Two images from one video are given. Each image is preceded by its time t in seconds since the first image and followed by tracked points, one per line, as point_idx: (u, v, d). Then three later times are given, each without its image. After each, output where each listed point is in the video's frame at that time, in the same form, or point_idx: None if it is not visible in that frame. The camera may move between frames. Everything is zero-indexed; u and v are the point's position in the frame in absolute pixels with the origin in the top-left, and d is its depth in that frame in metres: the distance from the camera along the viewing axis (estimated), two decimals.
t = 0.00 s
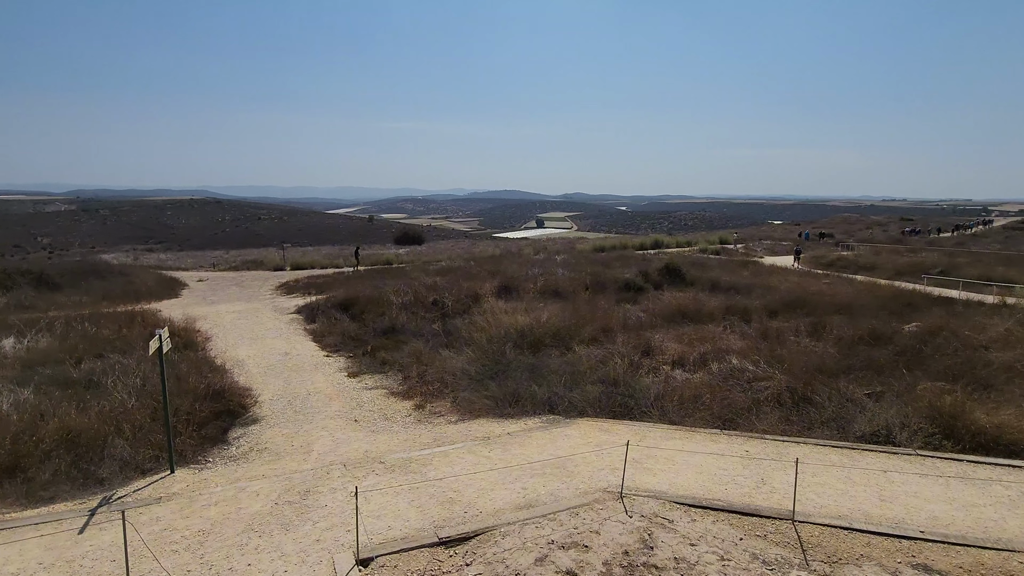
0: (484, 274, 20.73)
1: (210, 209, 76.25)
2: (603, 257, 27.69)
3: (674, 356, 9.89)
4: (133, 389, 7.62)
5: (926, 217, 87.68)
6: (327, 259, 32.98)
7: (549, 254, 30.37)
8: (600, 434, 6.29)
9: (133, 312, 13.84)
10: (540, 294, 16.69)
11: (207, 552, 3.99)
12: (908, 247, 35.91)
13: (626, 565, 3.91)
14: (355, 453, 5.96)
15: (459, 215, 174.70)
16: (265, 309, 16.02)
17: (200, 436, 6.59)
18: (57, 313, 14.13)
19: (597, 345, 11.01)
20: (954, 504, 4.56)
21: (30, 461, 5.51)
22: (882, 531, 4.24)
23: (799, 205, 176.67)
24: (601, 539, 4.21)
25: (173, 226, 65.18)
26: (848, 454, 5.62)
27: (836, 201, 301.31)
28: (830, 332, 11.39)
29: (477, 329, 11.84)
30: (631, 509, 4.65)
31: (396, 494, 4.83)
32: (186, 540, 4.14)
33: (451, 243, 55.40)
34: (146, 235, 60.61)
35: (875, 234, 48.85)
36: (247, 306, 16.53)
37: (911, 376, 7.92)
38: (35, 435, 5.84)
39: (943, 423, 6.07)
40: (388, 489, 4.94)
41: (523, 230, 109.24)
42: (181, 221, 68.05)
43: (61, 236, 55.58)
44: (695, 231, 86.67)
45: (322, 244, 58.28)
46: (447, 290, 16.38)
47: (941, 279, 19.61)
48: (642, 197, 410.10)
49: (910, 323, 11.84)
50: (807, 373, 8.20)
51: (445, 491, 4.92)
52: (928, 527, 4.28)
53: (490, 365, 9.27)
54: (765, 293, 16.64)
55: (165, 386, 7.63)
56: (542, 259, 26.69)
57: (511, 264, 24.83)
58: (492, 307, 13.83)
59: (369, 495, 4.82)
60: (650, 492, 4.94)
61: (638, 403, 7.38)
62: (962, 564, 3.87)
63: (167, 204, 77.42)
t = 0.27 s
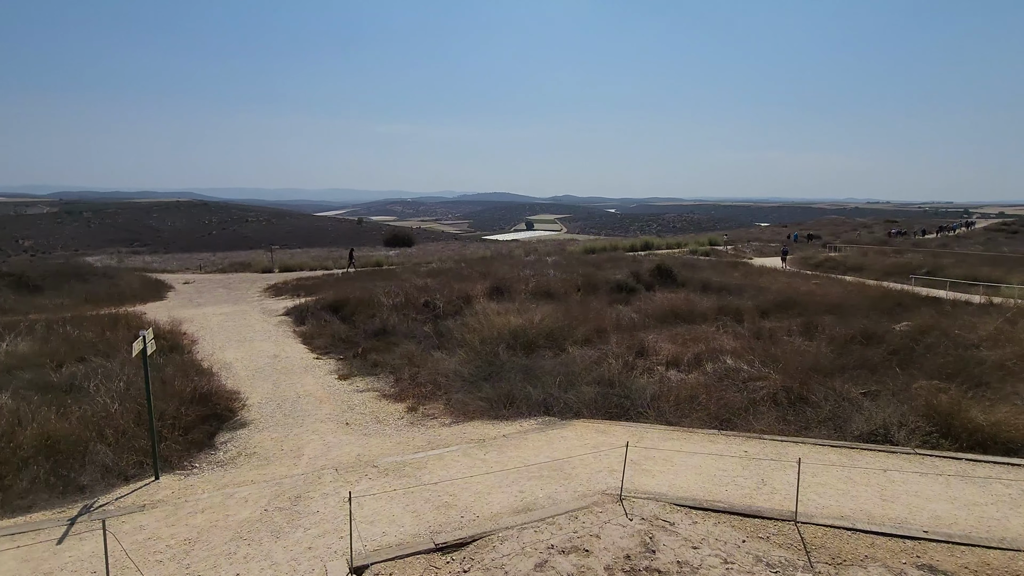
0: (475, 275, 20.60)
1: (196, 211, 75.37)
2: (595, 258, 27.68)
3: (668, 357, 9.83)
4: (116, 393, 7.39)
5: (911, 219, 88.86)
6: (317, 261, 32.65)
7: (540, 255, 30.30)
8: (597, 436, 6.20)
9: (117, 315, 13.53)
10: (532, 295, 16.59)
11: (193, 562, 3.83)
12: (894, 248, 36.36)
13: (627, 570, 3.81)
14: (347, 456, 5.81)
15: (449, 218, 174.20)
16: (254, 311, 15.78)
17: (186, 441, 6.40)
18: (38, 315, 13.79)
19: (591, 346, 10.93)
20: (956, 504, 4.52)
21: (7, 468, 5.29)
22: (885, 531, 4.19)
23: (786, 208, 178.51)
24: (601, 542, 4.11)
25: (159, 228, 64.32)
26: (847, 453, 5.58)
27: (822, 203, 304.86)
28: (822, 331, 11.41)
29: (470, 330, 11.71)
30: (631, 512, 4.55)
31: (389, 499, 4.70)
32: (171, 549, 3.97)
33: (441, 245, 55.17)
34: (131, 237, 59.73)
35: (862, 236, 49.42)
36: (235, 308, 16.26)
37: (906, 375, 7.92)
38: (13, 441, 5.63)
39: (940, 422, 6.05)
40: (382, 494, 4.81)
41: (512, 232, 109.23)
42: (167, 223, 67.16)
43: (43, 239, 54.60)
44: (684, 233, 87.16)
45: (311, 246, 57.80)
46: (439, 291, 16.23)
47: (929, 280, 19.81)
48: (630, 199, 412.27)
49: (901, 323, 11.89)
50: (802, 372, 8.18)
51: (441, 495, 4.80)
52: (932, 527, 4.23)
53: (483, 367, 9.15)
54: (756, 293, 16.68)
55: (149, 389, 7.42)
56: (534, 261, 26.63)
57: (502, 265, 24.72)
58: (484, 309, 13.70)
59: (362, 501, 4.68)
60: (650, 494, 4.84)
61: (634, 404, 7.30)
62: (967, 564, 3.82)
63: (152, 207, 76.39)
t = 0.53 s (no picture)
0: (468, 276, 20.51)
1: (185, 213, 74.56)
2: (588, 259, 27.66)
3: (664, 356, 9.79)
4: (103, 395, 7.21)
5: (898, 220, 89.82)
6: (308, 262, 32.36)
7: (533, 256, 30.25)
8: (596, 435, 6.13)
9: (105, 316, 13.30)
10: (526, 296, 16.52)
11: (185, 567, 3.70)
12: (883, 249, 36.74)
13: (632, 571, 3.74)
14: (343, 458, 5.69)
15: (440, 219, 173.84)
16: (244, 312, 15.57)
17: (176, 443, 6.25)
18: (23, 317, 13.51)
19: (587, 345, 10.87)
20: (959, 500, 4.49)
21: None
22: (890, 529, 4.15)
23: (776, 209, 180.00)
24: (605, 543, 4.03)
25: (147, 230, 63.57)
26: (847, 451, 5.55)
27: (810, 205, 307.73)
28: (817, 330, 11.43)
29: (465, 330, 11.60)
30: (633, 512, 4.48)
31: (387, 500, 4.60)
32: (161, 554, 3.84)
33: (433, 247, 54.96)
34: (119, 239, 58.95)
35: (851, 237, 49.83)
36: (225, 309, 16.03)
37: (902, 373, 7.93)
38: None
39: (938, 419, 6.04)
40: (379, 496, 4.70)
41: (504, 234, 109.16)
42: (155, 225, 66.40)
43: (28, 241, 53.73)
44: (676, 235, 87.49)
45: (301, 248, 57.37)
46: (432, 292, 16.11)
47: (919, 280, 19.97)
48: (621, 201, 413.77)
49: (894, 322, 11.94)
50: (799, 370, 8.17)
51: (440, 496, 4.70)
52: (936, 524, 4.19)
53: (479, 367, 9.05)
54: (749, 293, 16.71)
55: (138, 391, 7.25)
56: (527, 262, 26.56)
57: (496, 266, 24.62)
58: (478, 309, 13.61)
59: (359, 503, 4.57)
60: (652, 494, 4.77)
61: (632, 403, 7.24)
62: (973, 561, 3.78)
63: (140, 208, 75.48)
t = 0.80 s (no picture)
0: (463, 276, 20.40)
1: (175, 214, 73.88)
2: (582, 259, 27.64)
3: (661, 355, 9.74)
4: (92, 397, 7.05)
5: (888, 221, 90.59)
6: (301, 263, 32.10)
7: (527, 256, 30.18)
8: (596, 435, 6.05)
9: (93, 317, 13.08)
10: (521, 295, 16.45)
11: (178, 573, 3.59)
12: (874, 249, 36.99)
13: (637, 572, 3.66)
14: (338, 460, 5.58)
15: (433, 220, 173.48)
16: (236, 312, 15.37)
17: (167, 445, 6.11)
18: (10, 318, 13.26)
19: (583, 345, 10.81)
20: (963, 498, 4.46)
21: None
22: (896, 527, 4.10)
23: (767, 210, 180.92)
24: (608, 544, 3.96)
25: (137, 231, 62.89)
26: (849, 448, 5.51)
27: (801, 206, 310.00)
28: (812, 329, 11.43)
29: (460, 329, 11.51)
30: (636, 512, 4.40)
31: (385, 502, 4.50)
32: (153, 560, 3.72)
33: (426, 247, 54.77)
34: (108, 240, 58.27)
35: (842, 237, 50.17)
36: (216, 310, 15.82)
37: (899, 371, 7.93)
38: None
39: (938, 416, 6.02)
40: (377, 497, 4.60)
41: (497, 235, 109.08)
42: (145, 226, 65.77)
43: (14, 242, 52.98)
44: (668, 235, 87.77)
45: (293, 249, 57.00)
46: (427, 292, 16.00)
47: (911, 279, 20.10)
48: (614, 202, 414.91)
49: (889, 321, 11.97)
50: (797, 368, 8.14)
51: (439, 497, 4.61)
52: (941, 522, 4.15)
53: (475, 367, 8.96)
54: (744, 292, 16.73)
55: (128, 392, 7.10)
56: (521, 262, 26.49)
57: (490, 266, 24.53)
58: (473, 308, 13.52)
59: (357, 505, 4.47)
60: (654, 494, 4.70)
61: (631, 403, 7.17)
62: (980, 559, 3.74)
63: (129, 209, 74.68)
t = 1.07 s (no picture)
0: (455, 274, 20.27)
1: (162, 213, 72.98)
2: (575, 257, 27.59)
3: (657, 352, 9.68)
4: (76, 396, 6.85)
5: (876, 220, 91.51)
6: (291, 262, 31.78)
7: (520, 255, 30.08)
8: (594, 431, 5.96)
9: (78, 315, 12.79)
10: (515, 293, 16.34)
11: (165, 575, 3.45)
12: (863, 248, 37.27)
13: (641, 570, 3.57)
14: (331, 458, 5.44)
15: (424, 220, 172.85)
16: (225, 311, 15.12)
17: (154, 444, 5.94)
18: None
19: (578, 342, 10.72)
20: (966, 491, 4.42)
21: None
22: (901, 521, 4.04)
23: (757, 210, 182.18)
24: (610, 541, 3.86)
25: (123, 230, 62.02)
26: (850, 443, 5.46)
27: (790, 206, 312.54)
28: (807, 325, 11.43)
29: (453, 327, 11.37)
30: (638, 509, 4.31)
31: (380, 501, 4.37)
32: (138, 562, 3.58)
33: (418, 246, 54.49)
34: (93, 239, 57.38)
35: (831, 236, 50.54)
36: (205, 308, 15.56)
37: (895, 366, 7.91)
38: None
39: (937, 410, 6.00)
40: (372, 496, 4.48)
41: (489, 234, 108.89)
42: (132, 225, 64.90)
43: None
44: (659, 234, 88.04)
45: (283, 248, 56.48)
46: (419, 290, 15.84)
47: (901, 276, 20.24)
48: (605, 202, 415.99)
49: (882, 317, 12.00)
50: (794, 363, 8.11)
51: (436, 495, 4.49)
52: (946, 516, 4.10)
53: (469, 364, 8.84)
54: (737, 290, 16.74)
55: (113, 391, 6.90)
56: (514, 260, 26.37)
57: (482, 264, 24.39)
58: (467, 306, 13.39)
59: (351, 504, 4.34)
60: (655, 490, 4.61)
61: (628, 399, 7.09)
62: (986, 553, 3.69)
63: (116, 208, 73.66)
